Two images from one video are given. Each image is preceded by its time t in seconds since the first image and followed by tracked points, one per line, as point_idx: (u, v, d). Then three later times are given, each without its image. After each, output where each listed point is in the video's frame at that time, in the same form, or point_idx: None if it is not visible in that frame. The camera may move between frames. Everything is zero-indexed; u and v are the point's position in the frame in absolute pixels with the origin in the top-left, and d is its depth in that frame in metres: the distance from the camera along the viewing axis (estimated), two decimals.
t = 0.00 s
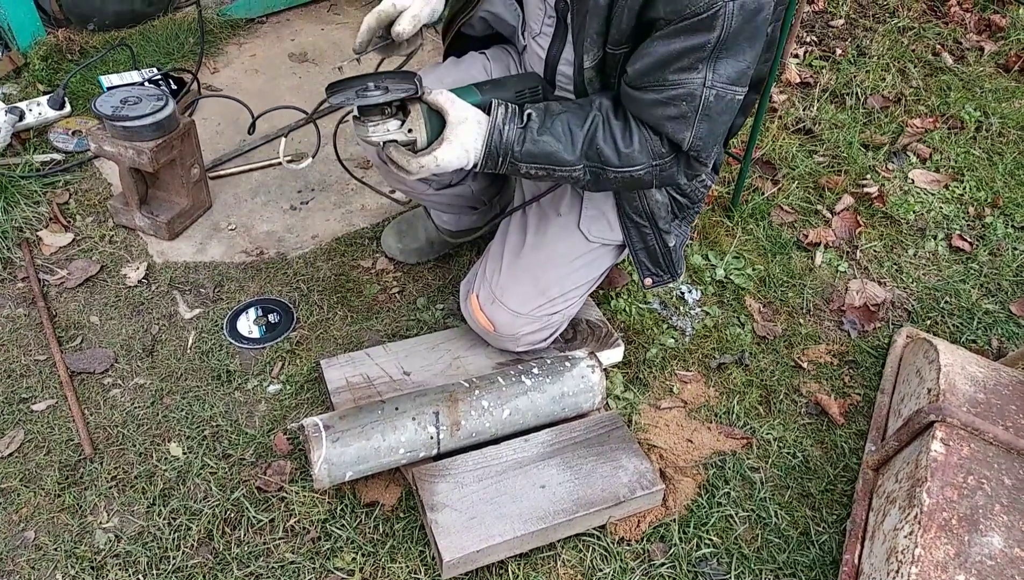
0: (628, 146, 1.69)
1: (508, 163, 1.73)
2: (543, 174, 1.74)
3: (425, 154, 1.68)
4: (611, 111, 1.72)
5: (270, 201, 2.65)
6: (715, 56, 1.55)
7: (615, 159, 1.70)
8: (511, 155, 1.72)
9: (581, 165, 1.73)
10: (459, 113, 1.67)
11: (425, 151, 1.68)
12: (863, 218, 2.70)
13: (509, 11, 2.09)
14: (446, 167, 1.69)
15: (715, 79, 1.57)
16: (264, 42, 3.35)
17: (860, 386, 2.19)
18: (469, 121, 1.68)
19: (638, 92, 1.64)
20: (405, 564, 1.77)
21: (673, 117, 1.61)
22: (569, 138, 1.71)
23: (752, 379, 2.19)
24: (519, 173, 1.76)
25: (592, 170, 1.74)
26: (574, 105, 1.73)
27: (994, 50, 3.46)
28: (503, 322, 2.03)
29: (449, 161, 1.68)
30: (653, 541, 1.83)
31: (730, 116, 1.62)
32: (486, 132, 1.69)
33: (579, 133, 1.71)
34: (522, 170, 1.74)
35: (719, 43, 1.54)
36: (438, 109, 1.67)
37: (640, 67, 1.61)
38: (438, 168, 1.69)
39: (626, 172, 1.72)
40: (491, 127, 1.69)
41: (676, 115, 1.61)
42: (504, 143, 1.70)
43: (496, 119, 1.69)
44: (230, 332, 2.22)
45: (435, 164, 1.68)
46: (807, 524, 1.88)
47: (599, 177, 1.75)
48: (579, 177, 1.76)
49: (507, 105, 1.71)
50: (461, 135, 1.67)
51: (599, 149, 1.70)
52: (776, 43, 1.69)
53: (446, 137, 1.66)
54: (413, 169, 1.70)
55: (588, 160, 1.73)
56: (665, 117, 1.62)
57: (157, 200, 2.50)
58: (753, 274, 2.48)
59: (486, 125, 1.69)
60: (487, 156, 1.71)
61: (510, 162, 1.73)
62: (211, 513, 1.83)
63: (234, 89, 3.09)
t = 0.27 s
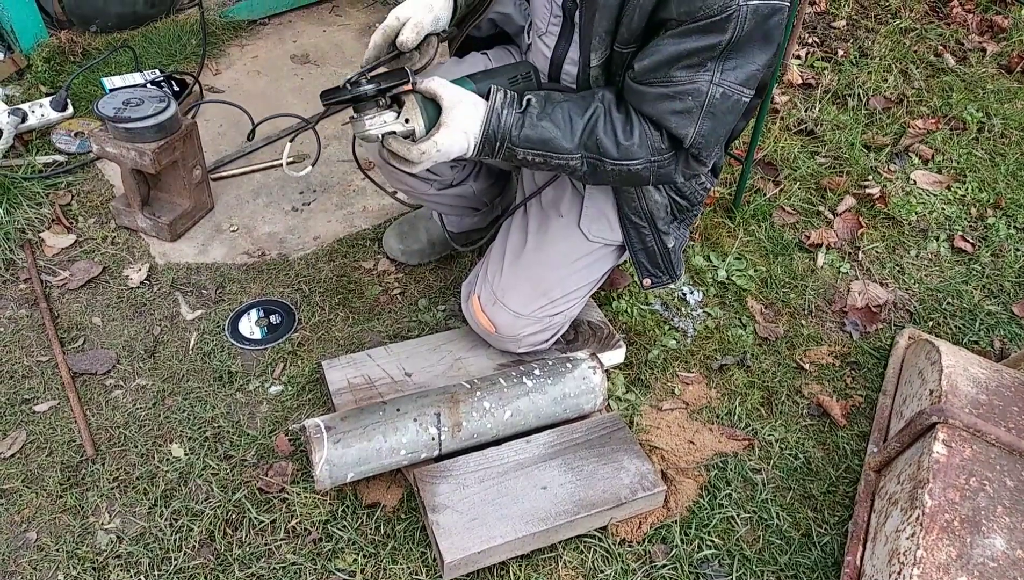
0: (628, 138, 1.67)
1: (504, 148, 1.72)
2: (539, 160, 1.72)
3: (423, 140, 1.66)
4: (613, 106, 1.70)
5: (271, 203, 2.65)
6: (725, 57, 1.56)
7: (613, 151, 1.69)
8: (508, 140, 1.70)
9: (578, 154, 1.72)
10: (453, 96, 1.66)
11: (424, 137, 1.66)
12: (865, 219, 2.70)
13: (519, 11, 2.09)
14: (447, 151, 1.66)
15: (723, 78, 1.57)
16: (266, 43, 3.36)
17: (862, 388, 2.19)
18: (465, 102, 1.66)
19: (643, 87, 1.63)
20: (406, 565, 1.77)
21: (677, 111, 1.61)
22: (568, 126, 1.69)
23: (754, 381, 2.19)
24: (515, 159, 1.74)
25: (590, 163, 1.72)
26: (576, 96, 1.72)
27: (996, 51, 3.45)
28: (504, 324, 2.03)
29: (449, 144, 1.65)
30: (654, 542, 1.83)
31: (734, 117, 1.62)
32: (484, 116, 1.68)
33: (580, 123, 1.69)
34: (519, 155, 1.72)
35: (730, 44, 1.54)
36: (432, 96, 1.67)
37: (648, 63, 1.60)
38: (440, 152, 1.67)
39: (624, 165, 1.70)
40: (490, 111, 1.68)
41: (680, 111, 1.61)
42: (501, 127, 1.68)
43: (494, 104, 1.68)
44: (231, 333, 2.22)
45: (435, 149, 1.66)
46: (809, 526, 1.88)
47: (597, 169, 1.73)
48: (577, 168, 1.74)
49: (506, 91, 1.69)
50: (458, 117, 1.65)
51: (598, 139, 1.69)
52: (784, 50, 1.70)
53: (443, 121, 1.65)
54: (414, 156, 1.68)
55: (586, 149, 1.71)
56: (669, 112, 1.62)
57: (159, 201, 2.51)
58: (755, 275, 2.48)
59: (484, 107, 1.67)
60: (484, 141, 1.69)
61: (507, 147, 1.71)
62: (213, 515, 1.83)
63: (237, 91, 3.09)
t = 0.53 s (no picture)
0: (627, 141, 1.68)
1: (504, 151, 1.72)
2: (539, 163, 1.73)
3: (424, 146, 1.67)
4: (613, 110, 1.71)
5: (272, 207, 2.66)
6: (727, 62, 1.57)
7: (613, 153, 1.69)
8: (508, 143, 1.70)
9: (578, 157, 1.72)
10: (450, 101, 1.67)
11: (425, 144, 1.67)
12: (865, 222, 2.70)
13: (520, 16, 2.11)
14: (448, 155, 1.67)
15: (724, 83, 1.58)
16: (266, 49, 3.37)
17: (862, 391, 2.19)
18: (463, 107, 1.67)
19: (644, 90, 1.64)
20: (407, 569, 1.77)
21: (678, 115, 1.62)
22: (568, 128, 1.70)
23: (754, 384, 2.19)
24: (515, 162, 1.74)
25: (589, 166, 1.73)
26: (576, 100, 1.73)
27: (994, 54, 3.46)
28: (504, 328, 2.03)
29: (449, 148, 1.66)
30: (655, 546, 1.83)
31: (734, 122, 1.64)
32: (484, 119, 1.68)
33: (579, 126, 1.70)
34: (519, 158, 1.73)
35: (732, 49, 1.55)
36: (430, 102, 1.68)
37: (649, 67, 1.61)
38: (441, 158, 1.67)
39: (623, 168, 1.70)
40: (489, 113, 1.68)
41: (681, 115, 1.61)
42: (501, 130, 1.69)
43: (494, 106, 1.68)
44: (232, 337, 2.23)
45: (436, 154, 1.66)
46: (810, 529, 1.88)
47: (596, 173, 1.74)
48: (576, 171, 1.75)
49: (505, 94, 1.70)
50: (457, 121, 1.66)
51: (597, 142, 1.69)
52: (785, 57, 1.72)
53: (443, 126, 1.65)
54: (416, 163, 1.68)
55: (586, 152, 1.71)
56: (669, 115, 1.63)
57: (160, 207, 2.51)
58: (755, 279, 2.48)
59: (482, 110, 1.68)
60: (484, 144, 1.70)
61: (506, 150, 1.72)
62: (214, 519, 1.83)
63: (237, 96, 3.10)
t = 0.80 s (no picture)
0: (623, 143, 1.69)
1: (501, 151, 1.73)
2: (536, 163, 1.73)
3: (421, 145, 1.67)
4: (608, 112, 1.72)
5: (269, 212, 2.66)
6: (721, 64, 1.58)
7: (608, 154, 1.70)
8: (504, 143, 1.71)
9: (574, 157, 1.73)
10: (446, 101, 1.67)
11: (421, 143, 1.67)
12: (859, 223, 2.72)
13: (515, 20, 2.13)
14: (445, 154, 1.67)
15: (719, 85, 1.60)
16: (262, 55, 3.38)
17: (858, 391, 2.20)
18: (459, 107, 1.68)
19: (639, 93, 1.65)
20: (406, 573, 1.77)
21: (673, 117, 1.63)
22: (564, 129, 1.70)
23: (750, 386, 2.20)
24: (511, 162, 1.75)
25: (585, 167, 1.74)
26: (572, 101, 1.74)
27: (985, 56, 3.49)
28: (502, 331, 2.04)
29: (446, 147, 1.66)
30: (653, 547, 1.84)
31: (729, 124, 1.65)
32: (480, 119, 1.69)
33: (575, 127, 1.71)
34: (515, 158, 1.73)
35: (727, 52, 1.57)
36: (426, 103, 1.69)
37: (644, 70, 1.63)
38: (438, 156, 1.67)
39: (619, 169, 1.71)
40: (486, 114, 1.69)
41: (676, 117, 1.63)
42: (498, 130, 1.70)
43: (491, 107, 1.69)
44: (230, 343, 2.23)
45: (433, 152, 1.66)
46: (806, 529, 1.89)
47: (592, 174, 1.75)
48: (572, 173, 1.76)
49: (502, 95, 1.71)
50: (453, 121, 1.67)
51: (593, 143, 1.70)
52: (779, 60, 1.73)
53: (439, 126, 1.66)
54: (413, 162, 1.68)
55: (582, 153, 1.72)
56: (665, 118, 1.64)
57: (156, 213, 2.51)
58: (750, 281, 2.50)
59: (478, 110, 1.69)
60: (481, 144, 1.70)
61: (503, 150, 1.73)
62: (213, 525, 1.83)
63: (233, 102, 3.11)
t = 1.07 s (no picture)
0: (634, 141, 1.67)
1: (512, 152, 1.72)
2: (547, 164, 1.73)
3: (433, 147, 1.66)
4: (619, 110, 1.70)
5: (280, 210, 2.67)
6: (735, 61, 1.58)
7: (620, 153, 1.69)
8: (515, 144, 1.71)
9: (585, 157, 1.72)
10: (457, 104, 1.68)
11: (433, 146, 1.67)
12: (872, 222, 2.70)
13: (524, 15, 2.08)
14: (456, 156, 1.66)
15: (733, 82, 1.59)
16: (273, 53, 3.38)
17: (871, 391, 2.19)
18: (470, 111, 1.68)
19: (651, 90, 1.64)
20: (418, 571, 1.77)
21: (686, 114, 1.62)
22: (575, 128, 1.69)
23: (762, 385, 2.19)
24: (523, 163, 1.75)
25: (597, 166, 1.73)
26: (582, 100, 1.73)
27: (1000, 53, 3.46)
28: (513, 330, 2.04)
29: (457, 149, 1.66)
30: (665, 547, 1.84)
31: (742, 121, 1.64)
32: (490, 120, 1.69)
33: (586, 125, 1.70)
34: (527, 160, 1.73)
35: (741, 49, 1.56)
36: (437, 105, 1.69)
37: (656, 68, 1.62)
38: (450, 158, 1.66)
39: (631, 168, 1.70)
40: (496, 115, 1.69)
41: (689, 114, 1.62)
42: (508, 132, 1.70)
43: (501, 108, 1.69)
44: (242, 340, 2.24)
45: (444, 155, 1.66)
46: (819, 529, 1.88)
47: (604, 173, 1.74)
48: (584, 172, 1.75)
49: (512, 96, 1.71)
50: (464, 124, 1.67)
51: (604, 142, 1.69)
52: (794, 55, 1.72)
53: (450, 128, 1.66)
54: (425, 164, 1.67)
55: (593, 152, 1.71)
56: (678, 115, 1.63)
57: (169, 211, 2.52)
58: (762, 279, 2.49)
59: (489, 112, 1.69)
60: (491, 145, 1.70)
61: (514, 151, 1.72)
62: (225, 522, 1.84)
63: (245, 100, 3.12)
